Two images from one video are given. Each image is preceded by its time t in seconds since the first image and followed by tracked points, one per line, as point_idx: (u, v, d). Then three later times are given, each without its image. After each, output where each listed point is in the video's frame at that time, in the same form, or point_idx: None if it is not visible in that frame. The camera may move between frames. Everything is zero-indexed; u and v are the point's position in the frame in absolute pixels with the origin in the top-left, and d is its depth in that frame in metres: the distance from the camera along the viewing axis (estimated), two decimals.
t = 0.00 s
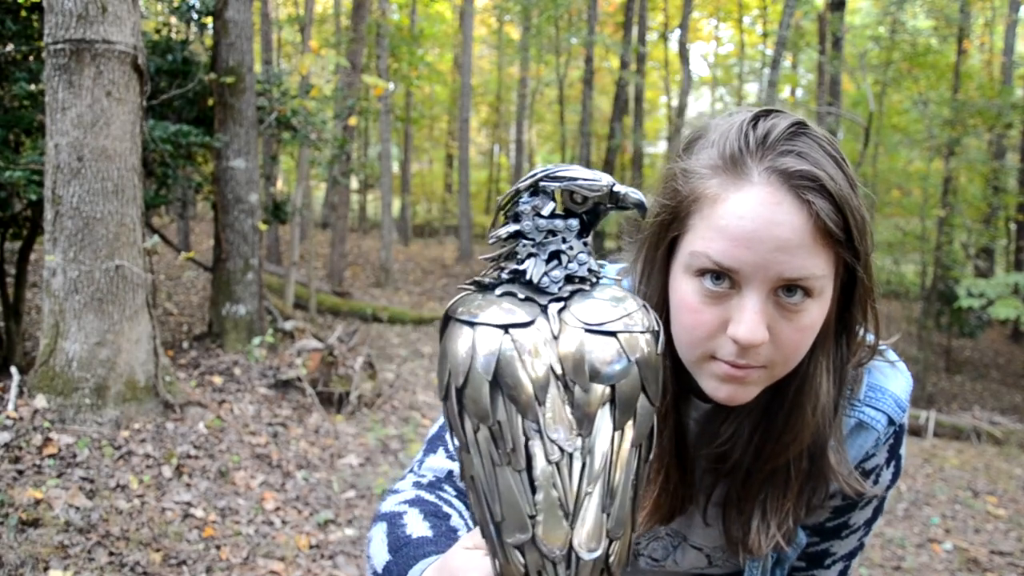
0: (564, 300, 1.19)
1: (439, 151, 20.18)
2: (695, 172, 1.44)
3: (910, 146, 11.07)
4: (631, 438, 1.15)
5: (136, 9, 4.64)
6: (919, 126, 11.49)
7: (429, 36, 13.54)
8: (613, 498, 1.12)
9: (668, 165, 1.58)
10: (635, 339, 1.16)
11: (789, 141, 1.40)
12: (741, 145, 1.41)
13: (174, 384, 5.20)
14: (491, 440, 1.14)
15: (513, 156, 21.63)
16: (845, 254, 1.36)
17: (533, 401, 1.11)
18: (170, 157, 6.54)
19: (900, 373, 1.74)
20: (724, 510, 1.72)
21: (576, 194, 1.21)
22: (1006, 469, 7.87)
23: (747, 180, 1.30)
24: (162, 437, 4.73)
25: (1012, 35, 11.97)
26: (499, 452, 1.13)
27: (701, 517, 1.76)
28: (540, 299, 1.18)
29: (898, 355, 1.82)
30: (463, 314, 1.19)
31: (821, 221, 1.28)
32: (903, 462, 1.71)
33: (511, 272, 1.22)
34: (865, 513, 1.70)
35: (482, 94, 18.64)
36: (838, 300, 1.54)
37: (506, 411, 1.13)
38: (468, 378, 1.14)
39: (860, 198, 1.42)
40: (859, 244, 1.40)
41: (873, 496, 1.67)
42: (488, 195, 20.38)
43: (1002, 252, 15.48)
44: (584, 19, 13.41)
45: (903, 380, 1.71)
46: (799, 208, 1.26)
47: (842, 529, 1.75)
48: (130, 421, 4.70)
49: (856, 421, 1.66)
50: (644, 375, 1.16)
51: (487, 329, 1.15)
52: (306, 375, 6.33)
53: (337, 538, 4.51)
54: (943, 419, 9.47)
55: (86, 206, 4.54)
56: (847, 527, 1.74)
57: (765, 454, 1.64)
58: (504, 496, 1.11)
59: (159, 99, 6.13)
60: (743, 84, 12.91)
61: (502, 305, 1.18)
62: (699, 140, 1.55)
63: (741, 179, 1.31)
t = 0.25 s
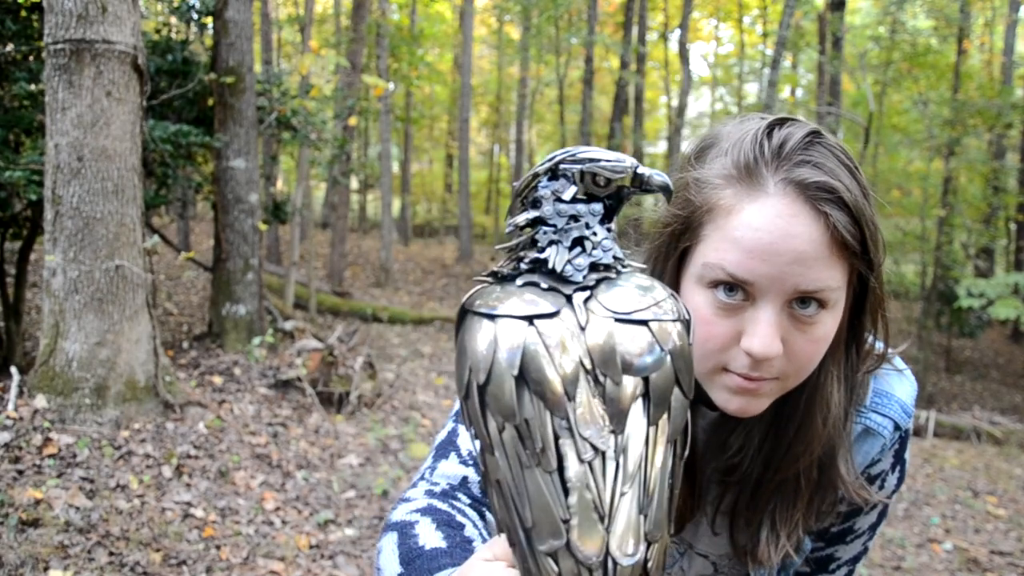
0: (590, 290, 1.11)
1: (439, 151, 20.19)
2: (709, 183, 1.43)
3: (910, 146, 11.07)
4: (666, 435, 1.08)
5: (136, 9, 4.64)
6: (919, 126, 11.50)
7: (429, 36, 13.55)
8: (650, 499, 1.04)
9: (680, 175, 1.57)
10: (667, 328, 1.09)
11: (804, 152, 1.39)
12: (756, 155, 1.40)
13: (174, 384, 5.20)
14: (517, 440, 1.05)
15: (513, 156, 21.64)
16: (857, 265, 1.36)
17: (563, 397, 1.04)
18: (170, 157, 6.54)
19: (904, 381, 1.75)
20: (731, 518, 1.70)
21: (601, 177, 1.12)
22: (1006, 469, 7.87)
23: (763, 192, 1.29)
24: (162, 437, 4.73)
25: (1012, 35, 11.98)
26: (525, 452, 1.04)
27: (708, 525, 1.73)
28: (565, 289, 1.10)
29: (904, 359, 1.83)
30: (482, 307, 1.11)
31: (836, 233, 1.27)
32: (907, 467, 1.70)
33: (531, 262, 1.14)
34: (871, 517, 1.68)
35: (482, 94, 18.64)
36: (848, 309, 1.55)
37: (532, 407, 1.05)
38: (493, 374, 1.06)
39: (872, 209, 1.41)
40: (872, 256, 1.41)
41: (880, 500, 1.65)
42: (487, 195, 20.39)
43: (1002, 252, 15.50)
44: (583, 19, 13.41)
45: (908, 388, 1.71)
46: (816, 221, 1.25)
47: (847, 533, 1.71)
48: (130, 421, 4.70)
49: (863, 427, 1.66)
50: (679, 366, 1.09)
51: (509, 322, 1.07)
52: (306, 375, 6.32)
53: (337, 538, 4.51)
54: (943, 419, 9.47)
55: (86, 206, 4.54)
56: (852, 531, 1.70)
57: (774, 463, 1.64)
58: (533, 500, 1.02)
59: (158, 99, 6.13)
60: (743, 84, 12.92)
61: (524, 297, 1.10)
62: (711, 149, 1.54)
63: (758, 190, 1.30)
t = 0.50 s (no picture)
0: (593, 279, 1.10)
1: (439, 151, 20.20)
2: (716, 190, 1.42)
3: (910, 146, 11.07)
4: (678, 426, 1.07)
5: (136, 9, 4.65)
6: (919, 126, 11.49)
7: (430, 36, 13.54)
8: (666, 491, 1.02)
9: (686, 180, 1.56)
10: (671, 317, 1.08)
11: (812, 159, 1.39)
12: (764, 162, 1.40)
13: (174, 384, 5.20)
14: (527, 437, 1.03)
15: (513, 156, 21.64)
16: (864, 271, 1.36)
17: (572, 391, 1.02)
18: (170, 157, 6.54)
19: (909, 384, 1.74)
20: (736, 523, 1.70)
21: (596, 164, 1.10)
22: (1006, 469, 7.88)
23: (772, 199, 1.29)
24: (162, 437, 4.73)
25: (1012, 35, 11.97)
26: (536, 450, 1.02)
27: (712, 530, 1.73)
28: (568, 280, 1.10)
29: (908, 361, 1.83)
30: (483, 303, 1.09)
31: (844, 240, 1.26)
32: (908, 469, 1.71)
33: (532, 254, 1.13)
34: (872, 521, 1.69)
35: (482, 94, 18.64)
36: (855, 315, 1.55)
37: (541, 403, 1.03)
38: (498, 370, 1.05)
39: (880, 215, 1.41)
40: (879, 262, 1.41)
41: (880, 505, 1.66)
42: (487, 195, 20.39)
43: (1002, 252, 15.50)
44: (584, 19, 13.42)
45: (911, 391, 1.71)
46: (824, 228, 1.25)
47: (848, 537, 1.73)
48: (130, 421, 4.70)
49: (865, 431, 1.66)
50: (689, 355, 1.08)
51: (512, 316, 1.06)
52: (307, 375, 6.32)
53: (337, 538, 4.51)
54: (943, 420, 9.48)
55: (86, 206, 4.55)
56: (853, 535, 1.72)
57: (780, 470, 1.64)
58: (546, 499, 1.00)
59: (159, 99, 6.13)
60: (743, 84, 12.92)
61: (527, 290, 1.09)
62: (717, 155, 1.54)
63: (766, 198, 1.30)
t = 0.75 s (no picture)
0: (579, 270, 1.10)
1: (439, 151, 20.20)
2: (718, 195, 1.42)
3: (910, 146, 11.07)
4: (671, 416, 1.06)
5: (136, 9, 4.64)
6: (919, 126, 11.50)
7: (430, 36, 13.54)
8: (661, 483, 1.02)
9: (688, 184, 1.57)
10: (661, 305, 1.08)
11: (814, 164, 1.39)
12: (766, 166, 1.40)
13: (174, 384, 5.20)
14: (515, 430, 1.02)
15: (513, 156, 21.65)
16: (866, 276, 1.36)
17: (559, 382, 1.02)
18: (170, 157, 6.54)
19: (911, 388, 1.74)
20: (738, 527, 1.69)
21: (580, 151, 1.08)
22: (1006, 469, 7.88)
23: (773, 204, 1.29)
24: (162, 437, 4.73)
25: (1012, 35, 11.97)
26: (525, 443, 1.02)
27: (714, 534, 1.72)
28: (554, 271, 1.09)
29: (909, 363, 1.83)
30: (467, 296, 1.09)
31: (845, 245, 1.26)
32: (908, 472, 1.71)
33: (515, 247, 1.11)
34: (873, 524, 1.69)
35: (482, 94, 18.64)
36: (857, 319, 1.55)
37: (528, 395, 1.03)
38: (484, 363, 1.04)
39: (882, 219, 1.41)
40: (881, 267, 1.41)
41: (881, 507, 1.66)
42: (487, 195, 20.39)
43: (1002, 252, 15.50)
44: (584, 19, 13.42)
45: (912, 395, 1.72)
46: (826, 233, 1.25)
47: (849, 540, 1.73)
48: (130, 421, 4.70)
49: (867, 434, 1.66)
50: (679, 343, 1.07)
51: (497, 308, 1.06)
52: (307, 375, 6.32)
53: (337, 538, 4.51)
54: (943, 420, 9.48)
55: (86, 206, 4.54)
56: (854, 538, 1.72)
57: (783, 473, 1.63)
58: (536, 493, 0.99)
59: (158, 99, 6.12)
60: (743, 84, 12.92)
61: (512, 283, 1.07)
62: (718, 159, 1.54)
63: (767, 203, 1.30)
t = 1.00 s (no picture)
0: (570, 258, 1.10)
1: (439, 151, 20.20)
2: (720, 198, 1.42)
3: (910, 146, 11.07)
4: (669, 414, 1.07)
5: (136, 9, 4.65)
6: (919, 126, 11.50)
7: (430, 36, 13.54)
8: (658, 488, 1.03)
9: (689, 189, 1.56)
10: (659, 297, 1.08)
11: (818, 167, 1.38)
12: (769, 170, 1.39)
13: (174, 384, 5.20)
14: (502, 433, 1.04)
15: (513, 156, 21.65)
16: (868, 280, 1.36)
17: (548, 379, 1.03)
18: (170, 157, 6.54)
19: (912, 392, 1.75)
20: (740, 530, 1.70)
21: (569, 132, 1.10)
22: (1006, 469, 7.88)
23: (776, 207, 1.29)
24: (162, 437, 4.73)
25: (1012, 35, 11.96)
26: (513, 448, 1.03)
27: (715, 537, 1.73)
28: (543, 261, 1.09)
29: (911, 367, 1.84)
30: (452, 291, 1.09)
31: (848, 250, 1.26)
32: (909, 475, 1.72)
33: (503, 235, 1.12)
34: (875, 526, 1.69)
35: (482, 94, 18.65)
36: (860, 324, 1.54)
37: (516, 396, 1.04)
38: (467, 364, 1.05)
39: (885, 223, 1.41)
40: (884, 272, 1.41)
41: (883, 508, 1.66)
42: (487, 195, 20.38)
43: (1002, 252, 15.51)
44: (584, 18, 13.43)
45: (912, 399, 1.73)
46: (829, 238, 1.25)
47: (850, 541, 1.73)
48: (130, 421, 4.70)
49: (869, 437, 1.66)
50: (676, 336, 1.08)
51: (483, 303, 1.06)
52: (307, 375, 6.32)
53: (337, 538, 4.51)
54: (943, 420, 9.48)
55: (86, 206, 4.55)
56: (856, 540, 1.72)
57: (785, 478, 1.63)
58: (528, 500, 1.01)
59: (158, 99, 6.12)
60: (743, 84, 12.92)
61: (502, 273, 1.08)
62: (721, 162, 1.54)
63: (770, 206, 1.30)
